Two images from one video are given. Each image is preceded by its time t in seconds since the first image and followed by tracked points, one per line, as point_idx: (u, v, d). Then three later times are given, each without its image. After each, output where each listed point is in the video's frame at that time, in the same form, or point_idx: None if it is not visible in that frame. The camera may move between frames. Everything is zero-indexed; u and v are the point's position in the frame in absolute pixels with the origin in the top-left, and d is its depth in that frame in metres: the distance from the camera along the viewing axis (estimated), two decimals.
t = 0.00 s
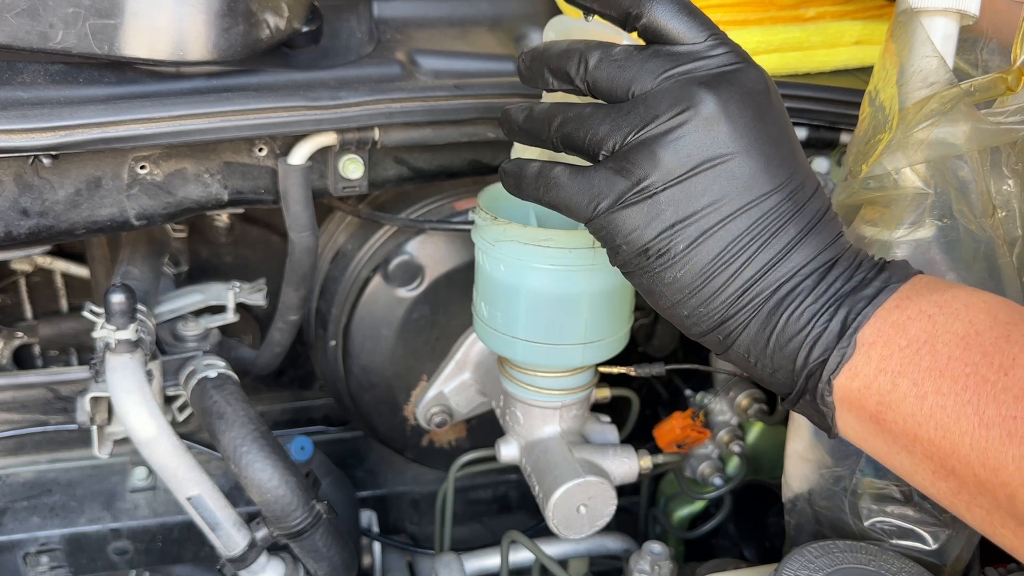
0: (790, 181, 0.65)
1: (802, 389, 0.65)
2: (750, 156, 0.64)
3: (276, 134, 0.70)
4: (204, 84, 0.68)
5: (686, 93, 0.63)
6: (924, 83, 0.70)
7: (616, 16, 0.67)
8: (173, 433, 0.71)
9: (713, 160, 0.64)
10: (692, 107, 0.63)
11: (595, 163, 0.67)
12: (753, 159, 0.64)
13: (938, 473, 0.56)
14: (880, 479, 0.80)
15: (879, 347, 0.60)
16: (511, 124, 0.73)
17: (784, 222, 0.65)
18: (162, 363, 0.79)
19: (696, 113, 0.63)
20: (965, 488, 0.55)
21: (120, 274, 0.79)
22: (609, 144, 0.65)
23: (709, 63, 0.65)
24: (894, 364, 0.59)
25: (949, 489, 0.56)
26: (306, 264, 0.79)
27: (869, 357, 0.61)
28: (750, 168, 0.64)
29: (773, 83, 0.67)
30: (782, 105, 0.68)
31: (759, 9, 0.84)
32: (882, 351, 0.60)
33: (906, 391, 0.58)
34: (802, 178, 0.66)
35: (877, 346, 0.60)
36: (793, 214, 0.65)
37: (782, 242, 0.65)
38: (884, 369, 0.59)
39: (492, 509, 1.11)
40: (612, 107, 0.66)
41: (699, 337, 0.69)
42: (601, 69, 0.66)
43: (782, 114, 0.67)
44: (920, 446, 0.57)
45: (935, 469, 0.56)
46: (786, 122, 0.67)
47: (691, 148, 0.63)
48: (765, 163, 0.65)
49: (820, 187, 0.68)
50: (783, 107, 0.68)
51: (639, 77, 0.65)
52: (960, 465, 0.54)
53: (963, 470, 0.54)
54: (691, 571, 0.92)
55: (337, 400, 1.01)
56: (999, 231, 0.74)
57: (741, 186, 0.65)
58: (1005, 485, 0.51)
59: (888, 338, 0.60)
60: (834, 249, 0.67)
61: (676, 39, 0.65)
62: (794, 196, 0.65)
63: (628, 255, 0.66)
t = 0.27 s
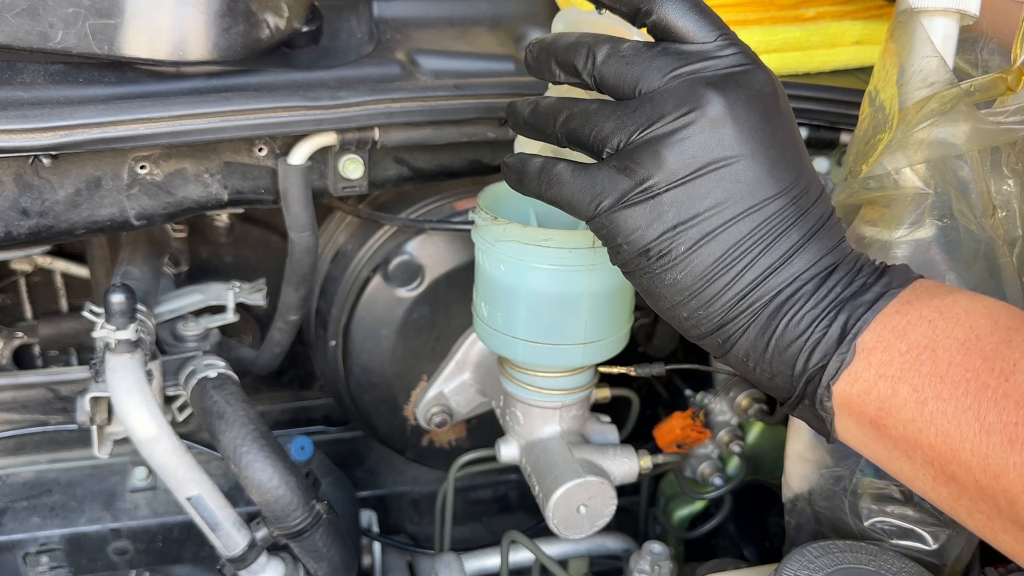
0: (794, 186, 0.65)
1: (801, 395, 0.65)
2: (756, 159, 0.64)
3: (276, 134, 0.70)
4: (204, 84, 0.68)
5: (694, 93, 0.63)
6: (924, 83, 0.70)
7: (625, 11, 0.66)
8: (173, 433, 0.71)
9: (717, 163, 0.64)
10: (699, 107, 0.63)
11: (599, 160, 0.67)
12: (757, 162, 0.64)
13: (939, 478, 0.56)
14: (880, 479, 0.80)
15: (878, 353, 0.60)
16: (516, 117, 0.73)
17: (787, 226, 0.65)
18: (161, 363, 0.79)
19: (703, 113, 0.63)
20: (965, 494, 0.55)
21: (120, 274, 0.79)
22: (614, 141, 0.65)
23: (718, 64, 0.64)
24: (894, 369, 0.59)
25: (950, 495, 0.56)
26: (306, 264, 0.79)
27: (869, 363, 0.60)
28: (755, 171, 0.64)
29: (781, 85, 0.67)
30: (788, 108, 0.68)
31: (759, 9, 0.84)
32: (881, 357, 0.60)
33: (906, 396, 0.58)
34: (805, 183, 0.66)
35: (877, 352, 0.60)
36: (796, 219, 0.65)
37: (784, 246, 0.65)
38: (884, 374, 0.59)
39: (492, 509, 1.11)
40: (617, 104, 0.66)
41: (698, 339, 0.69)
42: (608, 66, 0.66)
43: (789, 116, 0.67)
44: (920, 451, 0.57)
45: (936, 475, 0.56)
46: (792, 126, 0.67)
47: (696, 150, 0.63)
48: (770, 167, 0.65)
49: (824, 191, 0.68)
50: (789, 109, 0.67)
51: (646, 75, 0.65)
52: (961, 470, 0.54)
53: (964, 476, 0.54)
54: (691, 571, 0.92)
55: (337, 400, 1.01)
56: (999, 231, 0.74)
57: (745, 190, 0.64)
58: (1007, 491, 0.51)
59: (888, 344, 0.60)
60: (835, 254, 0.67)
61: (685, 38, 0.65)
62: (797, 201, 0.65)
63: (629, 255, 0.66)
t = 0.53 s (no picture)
0: (796, 184, 0.66)
1: (800, 394, 0.65)
2: (758, 157, 0.64)
3: (276, 134, 0.70)
4: (204, 84, 0.68)
5: (697, 90, 0.63)
6: (924, 83, 0.70)
7: (629, 11, 0.67)
8: (173, 433, 0.71)
9: (719, 160, 0.64)
10: (703, 104, 0.63)
11: (600, 156, 0.67)
12: (760, 159, 0.64)
13: (939, 477, 0.56)
14: (880, 480, 0.79)
15: (879, 350, 0.60)
16: (517, 112, 0.73)
17: (789, 225, 0.65)
18: (161, 363, 0.79)
19: (706, 110, 0.63)
20: (966, 493, 0.55)
21: (120, 274, 0.79)
22: (616, 138, 0.65)
23: (722, 61, 0.64)
24: (895, 367, 0.59)
25: (950, 493, 0.56)
26: (306, 264, 0.79)
27: (869, 361, 0.61)
28: (757, 169, 0.64)
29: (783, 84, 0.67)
30: (791, 106, 0.68)
31: (759, 10, 0.84)
32: (882, 355, 0.60)
33: (907, 394, 0.58)
34: (807, 182, 0.66)
35: (878, 349, 0.60)
36: (798, 217, 0.65)
37: (785, 245, 0.65)
38: (885, 372, 0.59)
39: (492, 509, 1.11)
40: (620, 100, 0.66)
41: (698, 338, 0.69)
42: (612, 63, 0.66)
43: (791, 114, 0.67)
44: (921, 450, 0.57)
45: (936, 473, 0.56)
46: (794, 125, 0.67)
47: (698, 147, 0.63)
48: (772, 165, 0.65)
49: (825, 191, 0.68)
50: (791, 108, 0.68)
51: (649, 72, 0.65)
52: (961, 469, 0.54)
53: (964, 475, 0.54)
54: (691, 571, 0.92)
55: (337, 400, 1.01)
56: (999, 231, 0.74)
57: (747, 188, 0.64)
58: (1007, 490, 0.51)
59: (889, 342, 0.60)
60: (836, 254, 0.67)
61: (688, 35, 0.65)
62: (799, 199, 0.65)
63: (630, 252, 0.66)
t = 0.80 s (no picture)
0: (790, 188, 0.66)
1: (798, 397, 0.65)
2: (751, 162, 0.64)
3: (276, 134, 0.70)
4: (204, 84, 0.68)
5: (690, 96, 0.63)
6: (924, 83, 0.70)
7: (620, 17, 0.66)
8: (173, 433, 0.71)
9: (713, 165, 0.64)
10: (695, 110, 0.63)
11: (595, 163, 0.67)
12: (753, 164, 0.65)
13: (935, 480, 0.56)
14: (880, 480, 0.79)
15: (874, 353, 0.60)
16: (511, 120, 0.72)
17: (783, 229, 0.65)
18: (161, 363, 0.79)
19: (699, 116, 0.63)
20: (962, 495, 0.55)
21: (120, 274, 0.79)
22: (610, 145, 0.65)
23: (713, 68, 0.65)
24: (891, 370, 0.59)
25: (947, 496, 0.56)
26: (306, 264, 0.79)
27: (865, 364, 0.61)
28: (751, 173, 0.65)
29: (775, 89, 0.68)
30: (783, 110, 0.68)
31: (759, 10, 0.84)
32: (878, 358, 0.60)
33: (902, 398, 0.58)
34: (801, 185, 0.67)
35: (873, 353, 0.60)
36: (792, 221, 0.65)
37: (780, 249, 0.65)
38: (880, 376, 0.59)
39: (492, 509, 1.11)
40: (614, 108, 0.66)
41: (696, 342, 0.69)
42: (604, 70, 0.66)
43: (784, 119, 0.67)
44: (917, 453, 0.57)
45: (933, 476, 0.56)
46: (787, 129, 0.67)
47: (692, 153, 0.63)
48: (766, 169, 0.65)
49: (819, 194, 0.68)
50: (783, 112, 0.68)
51: (641, 79, 0.65)
52: (957, 471, 0.54)
53: (960, 477, 0.54)
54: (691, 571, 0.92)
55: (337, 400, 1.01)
56: (999, 231, 0.74)
57: (741, 193, 0.65)
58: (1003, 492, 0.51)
59: (884, 345, 0.60)
60: (831, 256, 0.67)
61: (680, 41, 0.65)
62: (793, 203, 0.65)
63: (626, 258, 0.66)
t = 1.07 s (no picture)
0: (794, 171, 0.66)
1: (804, 379, 0.65)
2: (753, 145, 0.64)
3: (276, 134, 0.70)
4: (204, 84, 0.68)
5: (689, 81, 0.63)
6: (924, 83, 0.70)
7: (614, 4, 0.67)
8: (173, 433, 0.71)
9: (716, 150, 0.64)
10: (695, 95, 0.63)
11: (595, 152, 0.66)
12: (755, 147, 0.64)
13: (939, 464, 0.56)
14: (880, 480, 0.79)
15: (881, 337, 0.60)
16: (505, 111, 0.72)
17: (787, 212, 0.65)
18: (161, 363, 0.79)
19: (699, 101, 0.63)
20: (965, 480, 0.55)
21: (120, 274, 0.79)
22: (610, 133, 0.65)
23: (711, 52, 0.65)
24: (896, 354, 0.59)
25: (949, 481, 0.56)
26: (306, 264, 0.79)
27: (871, 347, 0.60)
28: (753, 157, 0.64)
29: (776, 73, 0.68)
30: (783, 92, 0.68)
31: (758, 10, 0.85)
32: (884, 342, 0.60)
33: (908, 381, 0.58)
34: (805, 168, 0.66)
35: (879, 336, 0.60)
36: (796, 204, 0.65)
37: (784, 232, 0.65)
38: (886, 360, 0.59)
39: (492, 509, 1.11)
40: (612, 95, 0.66)
41: (701, 328, 0.69)
42: (601, 57, 0.66)
43: (785, 102, 0.67)
44: (921, 438, 0.57)
45: (936, 460, 0.56)
46: (788, 112, 0.67)
47: (693, 137, 0.63)
48: (768, 152, 0.65)
49: (822, 176, 0.68)
50: (784, 94, 0.68)
51: (639, 65, 0.65)
52: (962, 457, 0.54)
53: (964, 462, 0.54)
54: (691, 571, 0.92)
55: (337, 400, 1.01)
56: (1000, 231, 0.74)
57: (744, 176, 0.65)
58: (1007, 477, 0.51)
59: (890, 329, 0.60)
60: (836, 238, 0.67)
61: (678, 24, 0.65)
62: (797, 186, 0.65)
63: (630, 246, 0.66)
